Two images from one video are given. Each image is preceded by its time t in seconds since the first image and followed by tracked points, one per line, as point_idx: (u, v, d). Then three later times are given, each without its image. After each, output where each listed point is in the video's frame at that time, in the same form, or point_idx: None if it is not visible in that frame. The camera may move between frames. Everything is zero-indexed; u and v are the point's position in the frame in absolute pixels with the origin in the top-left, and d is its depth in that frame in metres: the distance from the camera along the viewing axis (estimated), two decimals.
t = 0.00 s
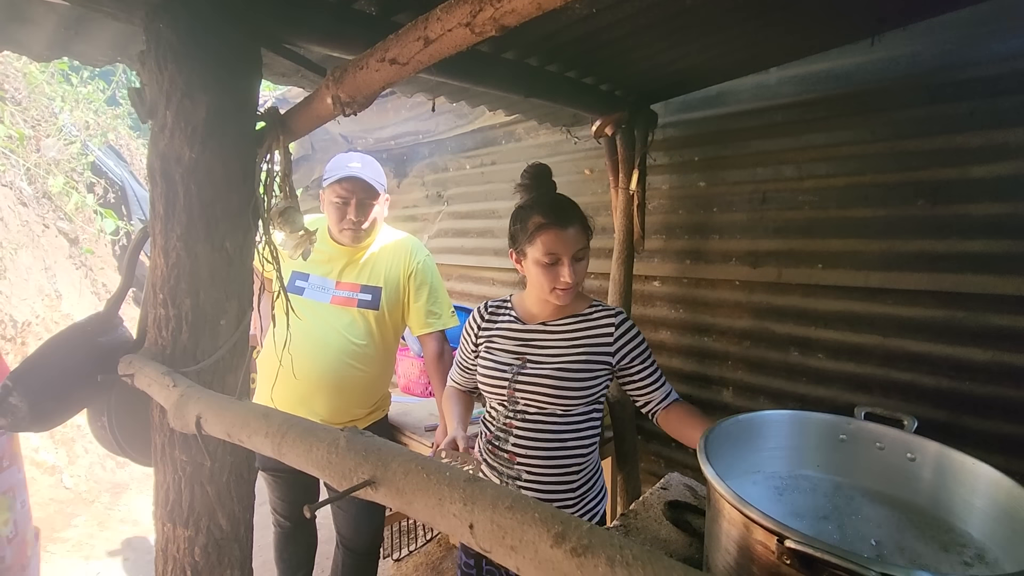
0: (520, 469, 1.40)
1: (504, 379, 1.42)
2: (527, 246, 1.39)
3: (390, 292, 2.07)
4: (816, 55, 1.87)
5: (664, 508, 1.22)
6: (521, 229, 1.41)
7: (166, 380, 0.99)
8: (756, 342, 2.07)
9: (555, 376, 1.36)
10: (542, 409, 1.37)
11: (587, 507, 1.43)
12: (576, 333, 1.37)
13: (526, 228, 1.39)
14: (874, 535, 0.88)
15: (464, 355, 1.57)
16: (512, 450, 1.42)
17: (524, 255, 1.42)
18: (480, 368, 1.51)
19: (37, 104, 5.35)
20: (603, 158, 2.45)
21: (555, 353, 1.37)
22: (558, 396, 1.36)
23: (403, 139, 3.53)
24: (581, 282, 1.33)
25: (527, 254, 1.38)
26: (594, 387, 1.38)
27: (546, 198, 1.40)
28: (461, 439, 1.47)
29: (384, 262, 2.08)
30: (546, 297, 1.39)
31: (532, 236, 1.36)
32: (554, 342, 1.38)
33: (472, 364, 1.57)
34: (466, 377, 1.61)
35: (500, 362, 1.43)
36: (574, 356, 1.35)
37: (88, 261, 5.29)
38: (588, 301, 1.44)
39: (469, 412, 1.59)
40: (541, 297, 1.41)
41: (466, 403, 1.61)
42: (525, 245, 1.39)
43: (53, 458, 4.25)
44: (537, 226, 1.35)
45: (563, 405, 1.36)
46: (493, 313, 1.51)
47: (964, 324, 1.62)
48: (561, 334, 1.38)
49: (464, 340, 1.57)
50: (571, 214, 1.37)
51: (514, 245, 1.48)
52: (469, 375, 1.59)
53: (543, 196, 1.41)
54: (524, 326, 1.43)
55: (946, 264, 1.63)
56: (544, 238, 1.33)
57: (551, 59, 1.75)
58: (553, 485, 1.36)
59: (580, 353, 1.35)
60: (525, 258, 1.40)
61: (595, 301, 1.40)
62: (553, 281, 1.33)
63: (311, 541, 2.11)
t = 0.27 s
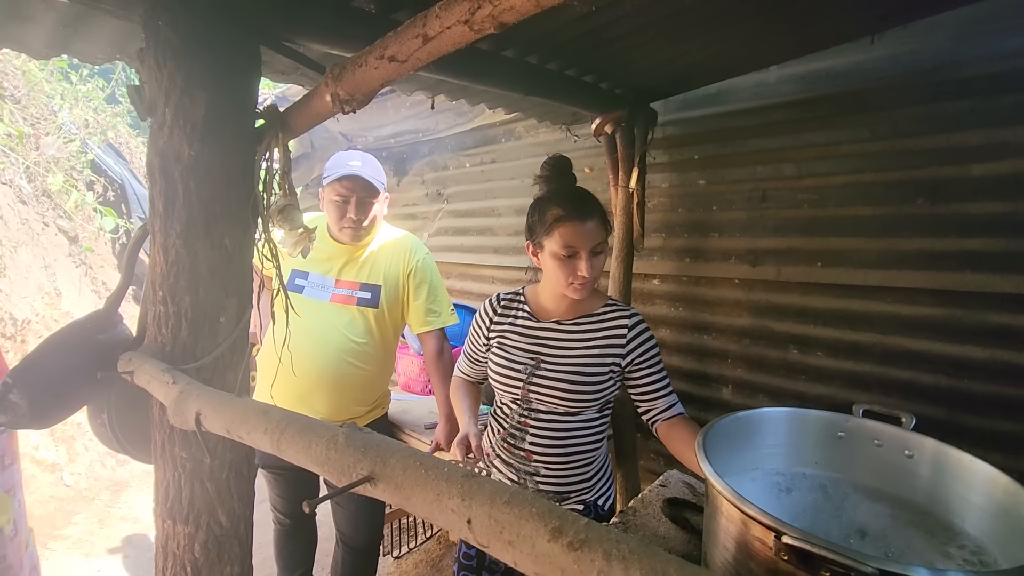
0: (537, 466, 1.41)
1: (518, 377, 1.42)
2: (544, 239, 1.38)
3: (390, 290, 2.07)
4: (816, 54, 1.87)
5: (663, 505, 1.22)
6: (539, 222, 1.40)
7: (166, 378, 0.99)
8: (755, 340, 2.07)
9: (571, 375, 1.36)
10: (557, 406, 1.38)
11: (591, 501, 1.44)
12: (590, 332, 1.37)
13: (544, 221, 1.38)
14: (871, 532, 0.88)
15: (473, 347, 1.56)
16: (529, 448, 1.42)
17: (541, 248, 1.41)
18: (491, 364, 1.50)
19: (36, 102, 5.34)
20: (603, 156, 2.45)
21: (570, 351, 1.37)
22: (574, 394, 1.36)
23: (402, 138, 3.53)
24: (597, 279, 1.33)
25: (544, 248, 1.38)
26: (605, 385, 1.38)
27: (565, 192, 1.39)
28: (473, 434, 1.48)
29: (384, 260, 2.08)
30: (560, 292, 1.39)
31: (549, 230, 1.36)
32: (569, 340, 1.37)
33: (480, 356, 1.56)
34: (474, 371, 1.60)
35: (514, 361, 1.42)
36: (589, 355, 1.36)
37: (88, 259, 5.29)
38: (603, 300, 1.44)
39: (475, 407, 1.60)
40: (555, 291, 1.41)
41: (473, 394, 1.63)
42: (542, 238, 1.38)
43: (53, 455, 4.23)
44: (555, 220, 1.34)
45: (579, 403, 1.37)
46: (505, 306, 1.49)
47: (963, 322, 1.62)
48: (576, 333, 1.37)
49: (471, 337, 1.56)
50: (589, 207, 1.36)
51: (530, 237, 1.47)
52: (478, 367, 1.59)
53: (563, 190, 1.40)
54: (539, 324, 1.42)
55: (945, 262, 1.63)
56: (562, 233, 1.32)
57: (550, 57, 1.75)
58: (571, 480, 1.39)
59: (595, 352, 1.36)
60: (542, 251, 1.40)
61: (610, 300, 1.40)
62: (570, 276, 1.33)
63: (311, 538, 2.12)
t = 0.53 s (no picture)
0: (543, 465, 1.41)
1: (525, 377, 1.41)
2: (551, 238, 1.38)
3: (390, 290, 2.07)
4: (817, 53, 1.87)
5: (663, 505, 1.22)
6: (546, 221, 1.40)
7: (166, 378, 0.99)
8: (755, 339, 2.07)
9: (578, 374, 1.37)
10: (564, 405, 1.39)
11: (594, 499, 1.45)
12: (597, 331, 1.37)
13: (551, 220, 1.38)
14: (871, 532, 0.88)
15: (475, 347, 1.56)
16: (535, 448, 1.41)
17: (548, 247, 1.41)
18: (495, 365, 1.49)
19: (36, 100, 5.34)
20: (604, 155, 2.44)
21: (577, 350, 1.37)
22: (581, 393, 1.37)
23: (403, 136, 3.53)
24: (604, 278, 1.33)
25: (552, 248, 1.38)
26: (609, 384, 1.39)
27: (573, 192, 1.38)
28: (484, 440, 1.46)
29: (384, 259, 2.08)
30: (566, 291, 1.38)
31: (556, 229, 1.35)
32: (575, 340, 1.37)
33: (482, 356, 1.56)
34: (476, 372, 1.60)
35: (519, 362, 1.42)
36: (596, 354, 1.36)
37: (88, 258, 5.29)
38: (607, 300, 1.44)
39: (477, 407, 1.60)
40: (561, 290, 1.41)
41: (473, 393, 1.63)
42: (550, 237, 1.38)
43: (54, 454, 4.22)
44: (562, 219, 1.34)
45: (585, 402, 1.38)
46: (509, 306, 1.48)
47: (964, 322, 1.62)
48: (584, 332, 1.37)
49: (473, 337, 1.55)
50: (596, 206, 1.36)
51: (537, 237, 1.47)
52: (479, 367, 1.59)
53: (570, 189, 1.40)
54: (544, 324, 1.41)
55: (947, 262, 1.63)
56: (569, 233, 1.32)
57: (551, 56, 1.75)
58: (578, 479, 1.40)
59: (602, 350, 1.36)
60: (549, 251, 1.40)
61: (614, 300, 1.40)
62: (576, 275, 1.32)
63: (312, 536, 2.12)
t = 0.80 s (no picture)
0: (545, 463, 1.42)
1: (525, 375, 1.42)
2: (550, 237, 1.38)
3: (391, 288, 2.07)
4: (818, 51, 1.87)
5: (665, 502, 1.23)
6: (545, 220, 1.40)
7: (171, 376, 0.99)
8: (756, 338, 2.08)
9: (578, 372, 1.37)
10: (565, 403, 1.39)
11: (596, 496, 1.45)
12: (597, 329, 1.37)
13: (550, 219, 1.39)
14: (873, 529, 0.88)
15: (476, 346, 1.56)
16: (535, 446, 1.42)
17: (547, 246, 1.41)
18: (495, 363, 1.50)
19: (37, 99, 5.34)
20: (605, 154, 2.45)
21: (578, 349, 1.37)
22: (582, 390, 1.37)
23: (403, 135, 3.53)
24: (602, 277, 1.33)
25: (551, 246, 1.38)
26: (610, 382, 1.39)
27: (571, 191, 1.39)
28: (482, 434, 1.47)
29: (385, 258, 2.08)
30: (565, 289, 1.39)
31: (555, 228, 1.36)
32: (575, 338, 1.38)
33: (483, 355, 1.56)
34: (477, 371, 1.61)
35: (518, 359, 1.43)
36: (597, 352, 1.36)
37: (89, 257, 5.30)
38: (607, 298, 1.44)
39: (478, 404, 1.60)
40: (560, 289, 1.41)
41: (474, 393, 1.62)
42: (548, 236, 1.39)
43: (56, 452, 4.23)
44: (561, 218, 1.35)
45: (586, 400, 1.38)
46: (510, 305, 1.48)
47: (965, 320, 1.62)
48: (584, 331, 1.38)
49: (475, 334, 1.56)
50: (595, 205, 1.36)
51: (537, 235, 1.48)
52: (480, 366, 1.59)
53: (569, 188, 1.40)
54: (544, 320, 1.42)
55: (948, 260, 1.63)
56: (567, 231, 1.32)
57: (552, 55, 1.75)
58: (580, 476, 1.40)
59: (602, 348, 1.36)
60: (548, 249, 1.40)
61: (614, 298, 1.41)
62: (575, 274, 1.33)
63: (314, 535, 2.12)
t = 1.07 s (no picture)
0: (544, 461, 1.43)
1: (525, 373, 1.43)
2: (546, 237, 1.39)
3: (390, 288, 2.08)
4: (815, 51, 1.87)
5: (662, 500, 1.23)
6: (542, 220, 1.41)
7: (171, 375, 1.00)
8: (754, 337, 2.08)
9: (578, 370, 1.38)
10: (565, 402, 1.40)
11: (595, 495, 1.46)
12: (597, 328, 1.38)
13: (546, 219, 1.39)
14: (868, 526, 0.89)
15: (477, 345, 1.57)
16: (535, 444, 1.43)
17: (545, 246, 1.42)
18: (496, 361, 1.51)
19: (37, 99, 5.34)
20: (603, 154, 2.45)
21: (577, 347, 1.38)
22: (581, 389, 1.38)
23: (402, 135, 3.54)
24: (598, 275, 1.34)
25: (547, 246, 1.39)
26: (610, 380, 1.40)
27: (567, 191, 1.39)
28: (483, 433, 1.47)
29: (384, 257, 2.09)
30: (563, 289, 1.40)
31: (551, 228, 1.36)
32: (575, 337, 1.39)
33: (484, 354, 1.57)
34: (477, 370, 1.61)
35: (519, 357, 1.43)
36: (596, 350, 1.37)
37: (89, 256, 5.30)
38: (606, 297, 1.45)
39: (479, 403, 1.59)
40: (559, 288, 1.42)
41: (476, 392, 1.62)
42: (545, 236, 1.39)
43: (57, 451, 4.24)
44: (557, 218, 1.35)
45: (586, 398, 1.39)
46: (511, 305, 1.49)
47: (961, 319, 1.63)
48: (584, 329, 1.39)
49: (475, 333, 1.57)
50: (590, 204, 1.36)
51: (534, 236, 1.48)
52: (481, 365, 1.60)
53: (564, 189, 1.41)
54: (546, 321, 1.42)
55: (944, 259, 1.64)
56: (563, 231, 1.33)
57: (551, 55, 1.76)
58: (579, 475, 1.41)
59: (601, 347, 1.37)
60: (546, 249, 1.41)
61: (613, 298, 1.41)
62: (571, 272, 1.34)
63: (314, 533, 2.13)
